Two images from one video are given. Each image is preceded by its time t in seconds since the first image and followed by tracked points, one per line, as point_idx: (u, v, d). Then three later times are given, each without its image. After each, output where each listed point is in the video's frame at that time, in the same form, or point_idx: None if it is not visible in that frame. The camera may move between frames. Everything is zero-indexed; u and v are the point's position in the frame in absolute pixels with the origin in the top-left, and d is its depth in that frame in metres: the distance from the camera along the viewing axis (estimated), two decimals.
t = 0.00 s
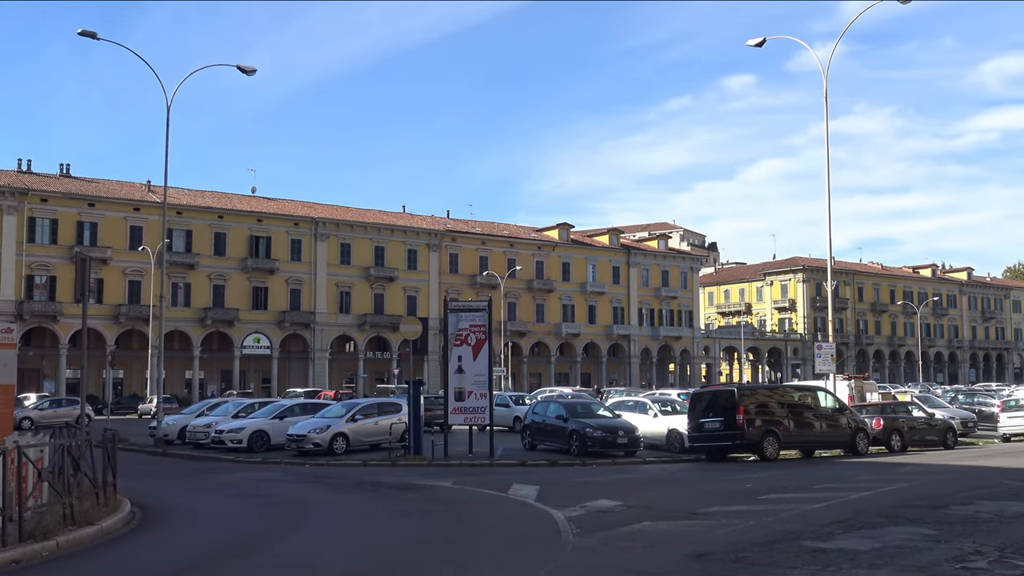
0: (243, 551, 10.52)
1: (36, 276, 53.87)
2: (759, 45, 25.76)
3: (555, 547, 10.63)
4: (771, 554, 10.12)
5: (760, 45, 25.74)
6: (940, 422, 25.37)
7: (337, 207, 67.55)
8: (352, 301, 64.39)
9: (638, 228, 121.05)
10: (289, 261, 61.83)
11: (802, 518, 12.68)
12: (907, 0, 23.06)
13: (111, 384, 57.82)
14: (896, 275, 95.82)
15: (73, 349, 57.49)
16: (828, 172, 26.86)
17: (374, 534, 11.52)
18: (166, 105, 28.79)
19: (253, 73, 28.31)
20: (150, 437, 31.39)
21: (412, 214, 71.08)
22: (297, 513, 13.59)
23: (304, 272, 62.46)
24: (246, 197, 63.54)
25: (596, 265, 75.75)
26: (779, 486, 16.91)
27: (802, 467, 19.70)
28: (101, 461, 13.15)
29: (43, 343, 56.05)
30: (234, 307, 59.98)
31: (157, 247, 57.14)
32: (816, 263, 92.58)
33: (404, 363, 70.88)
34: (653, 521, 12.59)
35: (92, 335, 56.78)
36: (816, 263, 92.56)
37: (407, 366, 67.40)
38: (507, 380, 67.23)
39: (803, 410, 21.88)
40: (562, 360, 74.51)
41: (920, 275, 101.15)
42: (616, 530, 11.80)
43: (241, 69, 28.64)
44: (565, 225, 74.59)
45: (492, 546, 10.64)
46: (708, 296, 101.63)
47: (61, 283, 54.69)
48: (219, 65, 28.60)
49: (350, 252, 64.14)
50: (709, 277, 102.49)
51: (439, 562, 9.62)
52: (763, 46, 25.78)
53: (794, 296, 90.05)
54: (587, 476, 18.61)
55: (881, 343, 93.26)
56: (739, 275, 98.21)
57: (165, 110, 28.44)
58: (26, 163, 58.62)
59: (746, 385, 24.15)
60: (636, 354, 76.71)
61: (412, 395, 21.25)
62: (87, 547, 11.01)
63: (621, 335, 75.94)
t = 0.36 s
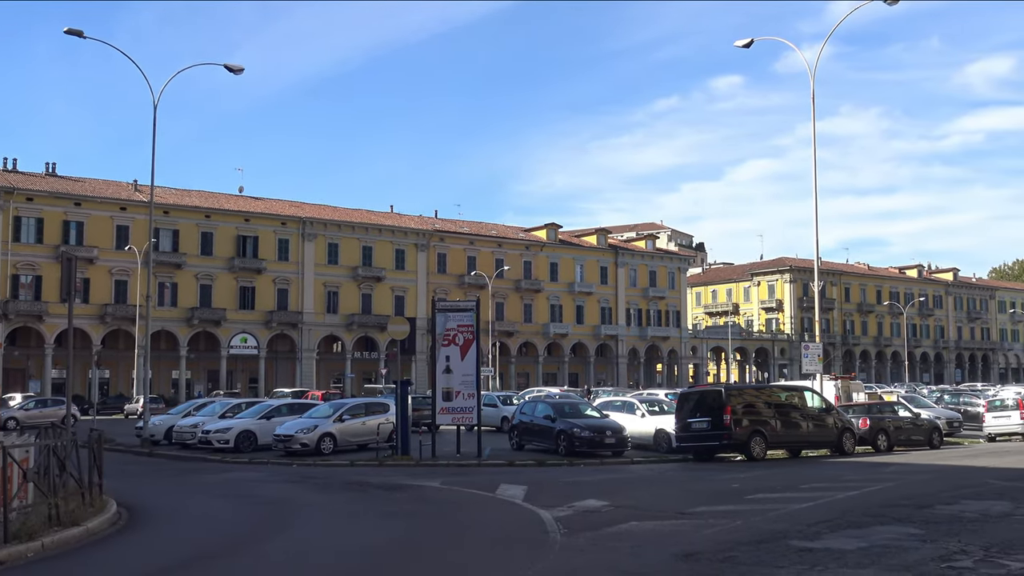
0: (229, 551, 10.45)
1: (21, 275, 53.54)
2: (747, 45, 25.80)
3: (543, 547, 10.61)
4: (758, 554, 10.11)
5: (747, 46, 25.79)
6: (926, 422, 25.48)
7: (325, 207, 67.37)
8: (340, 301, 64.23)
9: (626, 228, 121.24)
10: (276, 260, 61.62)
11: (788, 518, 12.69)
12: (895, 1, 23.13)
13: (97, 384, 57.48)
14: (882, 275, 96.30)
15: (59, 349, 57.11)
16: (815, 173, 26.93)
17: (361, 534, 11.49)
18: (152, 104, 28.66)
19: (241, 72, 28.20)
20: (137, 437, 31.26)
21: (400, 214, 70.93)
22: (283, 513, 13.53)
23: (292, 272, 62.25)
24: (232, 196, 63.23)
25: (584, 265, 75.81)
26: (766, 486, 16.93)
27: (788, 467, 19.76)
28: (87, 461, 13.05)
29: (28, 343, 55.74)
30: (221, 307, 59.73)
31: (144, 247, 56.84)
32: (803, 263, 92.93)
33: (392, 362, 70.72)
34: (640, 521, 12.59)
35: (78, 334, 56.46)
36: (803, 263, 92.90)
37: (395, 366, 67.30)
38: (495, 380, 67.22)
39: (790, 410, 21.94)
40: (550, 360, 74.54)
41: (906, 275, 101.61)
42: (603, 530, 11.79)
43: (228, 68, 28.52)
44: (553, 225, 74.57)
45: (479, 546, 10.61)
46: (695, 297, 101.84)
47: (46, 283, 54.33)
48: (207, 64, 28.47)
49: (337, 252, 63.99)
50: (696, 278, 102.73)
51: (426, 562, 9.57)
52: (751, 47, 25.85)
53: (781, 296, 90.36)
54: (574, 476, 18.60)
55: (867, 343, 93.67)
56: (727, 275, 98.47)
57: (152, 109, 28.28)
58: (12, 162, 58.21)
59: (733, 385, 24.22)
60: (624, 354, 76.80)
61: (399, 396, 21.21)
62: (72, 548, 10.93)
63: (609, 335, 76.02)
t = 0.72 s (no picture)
0: (217, 551, 10.43)
1: (6, 274, 53.22)
2: (735, 46, 25.88)
3: (531, 546, 10.63)
4: (746, 553, 10.14)
5: (735, 46, 25.85)
6: (912, 422, 25.63)
7: (313, 206, 67.17)
8: (328, 301, 64.07)
9: (614, 228, 121.46)
10: (263, 260, 61.39)
11: (775, 517, 12.74)
12: (882, 2, 23.24)
13: (83, 384, 57.11)
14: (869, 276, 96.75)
15: (45, 348, 56.75)
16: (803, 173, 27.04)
17: (348, 533, 11.47)
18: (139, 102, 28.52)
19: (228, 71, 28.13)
20: (123, 437, 31.10)
21: (388, 213, 70.80)
22: (270, 513, 13.49)
23: (279, 271, 62.05)
24: (220, 195, 62.98)
25: (572, 265, 75.88)
26: (753, 485, 16.99)
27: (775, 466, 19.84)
28: (73, 462, 12.97)
29: (13, 343, 55.38)
30: (208, 307, 59.47)
31: (130, 246, 56.51)
32: (790, 263, 93.31)
33: (379, 362, 70.61)
34: (628, 521, 12.60)
35: (64, 334, 56.15)
36: (790, 263, 93.28)
37: (383, 366, 67.17)
38: (482, 380, 67.20)
39: (777, 410, 22.02)
40: (537, 360, 74.55)
41: (892, 275, 102.12)
42: (591, 530, 11.80)
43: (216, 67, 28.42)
44: (541, 225, 74.59)
45: (467, 546, 10.60)
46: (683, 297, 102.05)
47: (32, 283, 54.03)
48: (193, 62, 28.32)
49: (325, 251, 63.84)
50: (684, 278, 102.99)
51: (413, 562, 9.56)
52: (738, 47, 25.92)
53: (768, 296, 90.68)
54: (562, 476, 18.60)
55: (854, 343, 94.10)
56: (714, 275, 98.76)
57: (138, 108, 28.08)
58: None
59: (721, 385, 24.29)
60: (612, 355, 76.89)
61: (387, 395, 21.15)
62: (58, 548, 10.87)
63: (597, 335, 76.11)
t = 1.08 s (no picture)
0: (204, 552, 10.36)
1: None
2: (723, 47, 25.95)
3: (520, 546, 10.61)
4: (734, 553, 10.14)
5: (724, 47, 25.92)
6: (900, 422, 25.74)
7: (302, 205, 66.99)
8: (316, 300, 63.90)
9: (603, 228, 121.63)
10: (252, 259, 61.17)
11: (764, 517, 12.73)
12: (869, 4, 23.35)
13: (70, 383, 56.80)
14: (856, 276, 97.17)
15: (31, 348, 56.42)
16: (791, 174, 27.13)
17: (337, 533, 11.42)
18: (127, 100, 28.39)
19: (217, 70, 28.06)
20: (110, 437, 30.93)
21: (377, 213, 70.65)
22: (257, 513, 13.42)
23: (267, 271, 61.85)
24: (208, 194, 62.75)
25: (561, 265, 75.91)
26: (742, 485, 17.00)
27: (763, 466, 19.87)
28: (60, 462, 12.88)
29: None
30: (196, 307, 59.24)
31: (118, 245, 56.21)
32: (779, 263, 93.62)
33: (368, 362, 70.49)
34: (616, 520, 12.58)
35: (51, 333, 55.82)
36: (778, 263, 93.60)
37: (371, 366, 67.06)
38: (471, 380, 67.19)
39: (765, 410, 22.06)
40: (526, 360, 74.54)
41: (880, 275, 102.55)
42: (579, 529, 11.78)
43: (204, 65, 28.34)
44: (530, 225, 74.57)
45: (455, 546, 10.56)
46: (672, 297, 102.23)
47: (18, 282, 53.69)
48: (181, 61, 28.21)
49: (314, 251, 63.68)
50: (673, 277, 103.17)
51: (401, 562, 9.52)
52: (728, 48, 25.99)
53: (757, 296, 90.96)
54: (550, 476, 18.58)
55: (842, 343, 94.50)
56: (703, 275, 99.00)
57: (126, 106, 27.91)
58: None
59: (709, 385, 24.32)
60: (601, 354, 76.99)
61: (375, 395, 21.09)
62: (45, 548, 10.80)
63: (586, 335, 76.17)
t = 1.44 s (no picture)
0: (190, 552, 10.29)
1: None
2: (712, 47, 25.97)
3: (508, 546, 10.60)
4: (722, 552, 10.15)
5: (712, 47, 25.97)
6: (886, 422, 25.84)
7: (290, 205, 66.76)
8: (305, 299, 63.73)
9: (592, 228, 121.73)
10: (240, 259, 60.93)
11: (752, 517, 12.74)
12: (857, 5, 23.43)
13: (56, 383, 56.44)
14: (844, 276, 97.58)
15: (17, 347, 56.06)
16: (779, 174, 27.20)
17: (326, 533, 11.39)
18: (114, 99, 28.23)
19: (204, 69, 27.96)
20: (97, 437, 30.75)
21: (365, 213, 70.48)
22: (244, 513, 13.35)
23: (255, 271, 61.61)
24: (196, 194, 62.47)
25: (550, 265, 75.93)
26: (730, 485, 17.01)
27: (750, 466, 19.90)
28: (46, 462, 12.78)
29: None
30: (184, 306, 58.96)
31: (105, 244, 55.88)
32: (766, 264, 93.93)
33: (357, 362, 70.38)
34: (605, 520, 12.58)
35: (38, 333, 55.45)
36: (766, 264, 93.90)
37: (359, 366, 66.90)
38: (459, 380, 67.13)
39: (753, 410, 22.11)
40: (515, 360, 74.54)
41: (867, 276, 102.98)
42: (568, 529, 11.78)
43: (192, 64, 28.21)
44: (519, 225, 74.52)
45: (444, 546, 10.53)
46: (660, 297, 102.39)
47: (3, 282, 53.30)
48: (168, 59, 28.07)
49: (302, 250, 63.48)
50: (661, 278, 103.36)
51: (388, 562, 9.49)
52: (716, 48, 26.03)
53: (744, 297, 91.23)
54: (538, 476, 18.56)
55: (829, 343, 94.89)
56: (691, 275, 99.23)
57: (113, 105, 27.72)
58: None
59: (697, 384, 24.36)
60: (589, 354, 77.06)
61: (364, 395, 21.02)
62: (31, 549, 10.72)
63: (574, 335, 76.22)
